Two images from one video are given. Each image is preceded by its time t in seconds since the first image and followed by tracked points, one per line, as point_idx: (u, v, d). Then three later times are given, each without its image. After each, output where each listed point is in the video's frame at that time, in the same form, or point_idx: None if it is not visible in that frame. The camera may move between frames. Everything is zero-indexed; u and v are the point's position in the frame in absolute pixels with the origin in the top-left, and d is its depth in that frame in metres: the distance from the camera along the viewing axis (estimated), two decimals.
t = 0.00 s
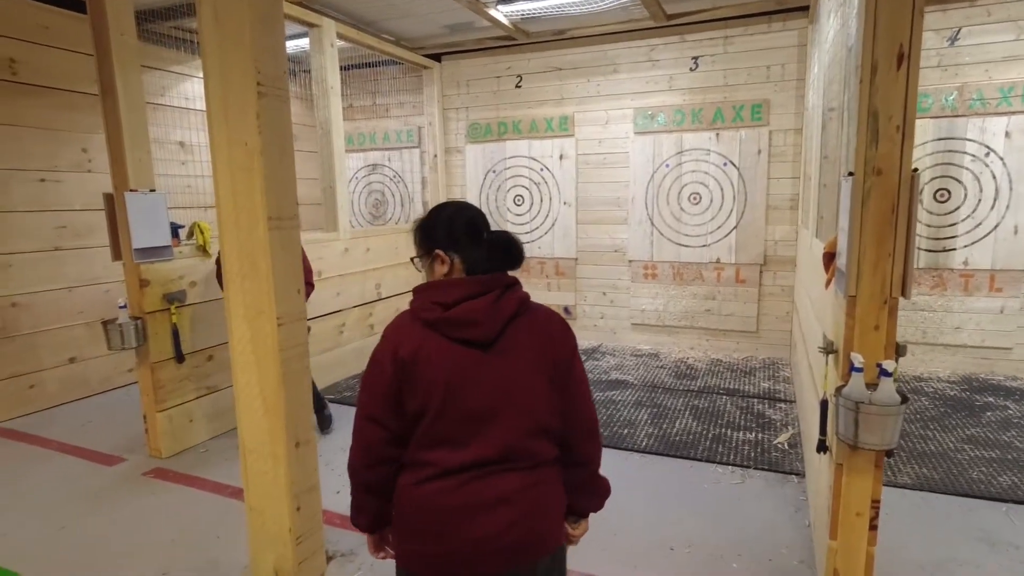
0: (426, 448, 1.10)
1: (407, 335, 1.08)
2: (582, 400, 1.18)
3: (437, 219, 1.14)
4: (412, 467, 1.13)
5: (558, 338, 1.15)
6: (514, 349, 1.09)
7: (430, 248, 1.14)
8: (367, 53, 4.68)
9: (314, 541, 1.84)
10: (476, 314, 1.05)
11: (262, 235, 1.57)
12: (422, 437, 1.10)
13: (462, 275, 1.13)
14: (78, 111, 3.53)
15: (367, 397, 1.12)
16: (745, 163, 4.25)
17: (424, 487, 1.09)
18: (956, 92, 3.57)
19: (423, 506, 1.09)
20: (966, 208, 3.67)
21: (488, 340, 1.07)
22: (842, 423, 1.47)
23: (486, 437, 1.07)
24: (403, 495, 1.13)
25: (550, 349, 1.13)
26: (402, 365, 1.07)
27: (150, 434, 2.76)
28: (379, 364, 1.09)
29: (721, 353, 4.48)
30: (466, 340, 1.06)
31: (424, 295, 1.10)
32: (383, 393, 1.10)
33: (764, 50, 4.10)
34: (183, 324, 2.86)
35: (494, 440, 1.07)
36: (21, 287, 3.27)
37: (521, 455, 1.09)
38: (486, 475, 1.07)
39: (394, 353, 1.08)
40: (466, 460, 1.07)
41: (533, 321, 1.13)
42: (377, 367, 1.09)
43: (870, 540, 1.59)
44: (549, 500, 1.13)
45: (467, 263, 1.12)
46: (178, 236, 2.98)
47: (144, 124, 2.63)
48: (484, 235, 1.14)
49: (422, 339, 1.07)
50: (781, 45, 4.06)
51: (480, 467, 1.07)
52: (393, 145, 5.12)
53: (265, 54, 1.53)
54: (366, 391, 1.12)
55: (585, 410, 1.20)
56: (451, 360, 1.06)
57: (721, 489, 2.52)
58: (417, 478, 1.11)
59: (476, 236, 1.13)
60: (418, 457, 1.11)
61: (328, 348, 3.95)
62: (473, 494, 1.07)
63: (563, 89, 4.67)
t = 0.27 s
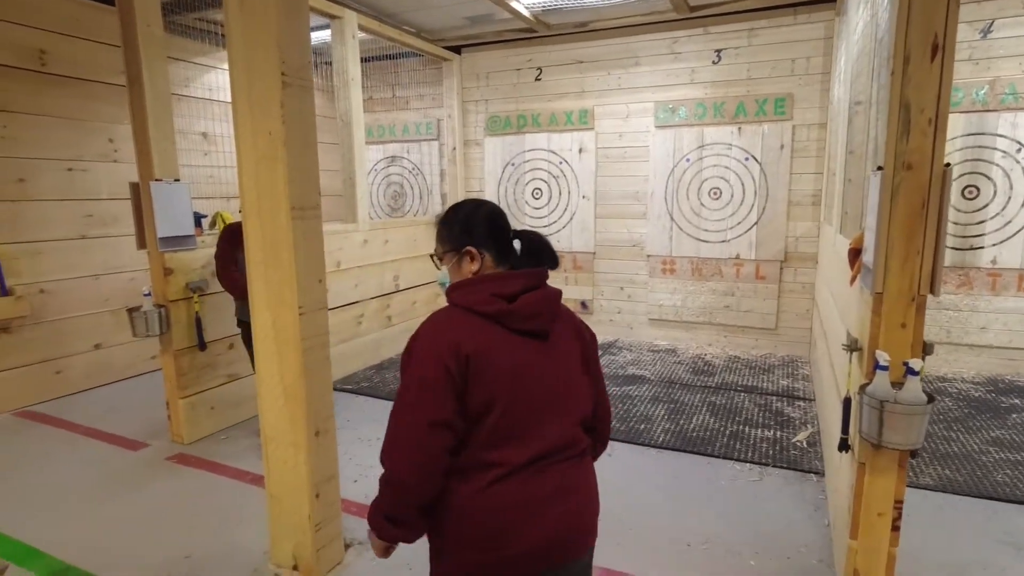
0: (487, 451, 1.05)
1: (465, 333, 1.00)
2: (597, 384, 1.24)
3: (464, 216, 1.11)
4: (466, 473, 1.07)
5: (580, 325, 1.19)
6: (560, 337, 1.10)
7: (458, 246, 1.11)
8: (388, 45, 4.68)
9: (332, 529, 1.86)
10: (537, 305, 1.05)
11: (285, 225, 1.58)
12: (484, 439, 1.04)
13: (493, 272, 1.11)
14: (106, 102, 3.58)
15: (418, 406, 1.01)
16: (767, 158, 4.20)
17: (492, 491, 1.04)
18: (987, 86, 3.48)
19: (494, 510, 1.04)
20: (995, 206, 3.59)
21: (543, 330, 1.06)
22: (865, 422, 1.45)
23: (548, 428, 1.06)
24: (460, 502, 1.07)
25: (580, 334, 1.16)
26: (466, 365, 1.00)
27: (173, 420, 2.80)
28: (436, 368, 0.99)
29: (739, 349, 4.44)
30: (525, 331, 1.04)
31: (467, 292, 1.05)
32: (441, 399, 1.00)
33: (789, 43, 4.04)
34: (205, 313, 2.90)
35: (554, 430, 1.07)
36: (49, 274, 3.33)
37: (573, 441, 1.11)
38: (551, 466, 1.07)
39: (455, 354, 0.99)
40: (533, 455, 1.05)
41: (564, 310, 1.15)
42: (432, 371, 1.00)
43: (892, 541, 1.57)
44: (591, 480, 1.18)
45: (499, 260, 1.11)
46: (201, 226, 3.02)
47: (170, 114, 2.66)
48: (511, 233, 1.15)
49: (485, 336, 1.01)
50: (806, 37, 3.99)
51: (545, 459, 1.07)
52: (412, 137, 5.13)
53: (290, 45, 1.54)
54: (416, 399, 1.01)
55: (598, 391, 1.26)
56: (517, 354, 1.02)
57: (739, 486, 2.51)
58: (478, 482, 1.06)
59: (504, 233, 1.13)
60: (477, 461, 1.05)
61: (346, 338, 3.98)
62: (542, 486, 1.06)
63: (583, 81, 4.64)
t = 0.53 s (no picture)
0: (501, 453, 0.99)
1: (482, 332, 0.95)
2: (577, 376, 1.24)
3: (449, 207, 1.07)
4: (475, 479, 1.00)
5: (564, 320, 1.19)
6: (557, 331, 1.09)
7: (447, 239, 1.08)
8: (400, 37, 4.67)
9: (341, 518, 1.87)
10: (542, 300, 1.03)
11: (297, 216, 1.59)
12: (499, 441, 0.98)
13: (484, 265, 1.09)
14: (121, 92, 3.60)
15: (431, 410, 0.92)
16: (781, 153, 4.16)
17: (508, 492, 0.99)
18: (1008, 81, 3.42)
19: (510, 512, 0.99)
20: (1014, 203, 3.53)
21: (546, 326, 1.04)
22: (878, 420, 1.44)
23: (557, 424, 1.04)
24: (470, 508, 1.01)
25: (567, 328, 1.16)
26: (485, 365, 0.94)
27: (185, 409, 2.83)
28: (451, 369, 0.92)
29: (750, 346, 4.41)
30: (535, 328, 1.02)
31: (468, 289, 1.01)
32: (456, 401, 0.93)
33: (805, 36, 3.99)
34: (217, 303, 2.92)
35: (561, 426, 1.05)
36: (65, 263, 3.37)
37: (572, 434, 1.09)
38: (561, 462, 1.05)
39: (474, 353, 0.94)
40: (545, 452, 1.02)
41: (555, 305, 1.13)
42: (447, 372, 0.93)
43: (903, 541, 1.56)
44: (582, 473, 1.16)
45: (489, 252, 1.08)
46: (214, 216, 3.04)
47: (184, 105, 2.68)
48: (500, 221, 1.11)
49: (500, 334, 0.96)
50: (823, 30, 3.94)
51: (552, 454, 1.04)
52: (423, 129, 5.13)
53: (303, 36, 1.54)
54: (429, 403, 0.92)
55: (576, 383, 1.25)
56: (528, 349, 0.99)
57: (748, 482, 2.50)
58: (489, 485, 1.00)
59: (493, 222, 1.09)
60: (490, 464, 0.99)
61: (357, 330, 4.00)
62: (554, 482, 1.03)
63: (596, 74, 4.61)
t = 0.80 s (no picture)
0: (433, 463, 0.98)
1: (410, 345, 0.92)
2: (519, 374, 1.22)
3: (384, 209, 1.03)
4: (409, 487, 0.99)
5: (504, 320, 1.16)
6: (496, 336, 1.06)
7: (379, 244, 1.03)
8: (406, 34, 4.67)
9: (346, 514, 1.88)
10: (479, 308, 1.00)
11: (303, 213, 1.59)
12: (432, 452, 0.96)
13: (416, 272, 1.04)
14: (128, 89, 3.61)
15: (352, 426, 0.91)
16: (788, 151, 4.14)
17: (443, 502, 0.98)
18: (1018, 79, 3.40)
19: (445, 523, 0.98)
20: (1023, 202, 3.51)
21: (484, 333, 1.01)
22: (883, 419, 1.44)
23: (494, 431, 1.02)
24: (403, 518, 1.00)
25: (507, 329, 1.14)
26: (412, 379, 0.91)
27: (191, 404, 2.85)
28: (380, 380, 0.90)
29: (755, 344, 4.40)
30: (470, 336, 0.99)
31: (398, 299, 0.97)
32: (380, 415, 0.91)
33: (813, 33, 3.97)
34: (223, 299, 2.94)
35: (498, 431, 1.04)
36: (73, 259, 3.39)
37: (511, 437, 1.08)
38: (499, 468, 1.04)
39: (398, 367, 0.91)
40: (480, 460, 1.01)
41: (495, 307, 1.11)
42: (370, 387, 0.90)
43: (908, 541, 1.56)
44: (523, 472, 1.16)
45: (422, 258, 1.03)
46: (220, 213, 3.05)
47: (191, 102, 2.69)
48: (436, 225, 1.06)
49: (430, 346, 0.93)
50: (831, 27, 3.92)
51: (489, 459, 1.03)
52: (429, 127, 5.13)
53: (310, 33, 1.55)
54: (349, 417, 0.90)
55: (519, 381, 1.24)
56: (464, 360, 0.97)
57: (752, 481, 2.50)
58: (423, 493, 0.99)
59: (427, 226, 1.04)
60: (423, 475, 0.98)
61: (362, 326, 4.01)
62: (491, 488, 1.02)
63: (601, 72, 4.60)
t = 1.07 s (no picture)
0: (365, 457, 1.00)
1: (335, 342, 0.94)
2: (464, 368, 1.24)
3: (317, 203, 1.04)
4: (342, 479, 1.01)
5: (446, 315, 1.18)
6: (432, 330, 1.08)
7: (311, 237, 1.04)
8: (411, 33, 4.67)
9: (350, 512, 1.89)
10: (411, 304, 1.01)
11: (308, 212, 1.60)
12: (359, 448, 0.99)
13: (349, 264, 1.04)
14: (135, 89, 3.63)
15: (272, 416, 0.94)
16: (794, 151, 4.13)
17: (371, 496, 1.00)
18: None
19: (381, 516, 1.01)
20: None
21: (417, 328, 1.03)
22: (889, 420, 1.43)
23: (428, 426, 1.04)
24: (332, 510, 1.02)
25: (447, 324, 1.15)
26: (339, 374, 0.94)
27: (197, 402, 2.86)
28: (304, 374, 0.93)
29: (759, 344, 4.39)
30: (400, 333, 1.00)
31: (326, 294, 0.99)
32: (301, 407, 0.95)
33: (819, 32, 3.95)
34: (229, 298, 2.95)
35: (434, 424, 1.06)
36: (80, 258, 3.41)
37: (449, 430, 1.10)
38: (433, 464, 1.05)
39: (321, 363, 0.94)
40: (414, 453, 1.03)
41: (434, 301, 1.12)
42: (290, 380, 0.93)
43: (913, 542, 1.55)
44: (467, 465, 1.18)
45: (353, 251, 1.03)
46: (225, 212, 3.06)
47: (197, 101, 2.70)
48: (371, 219, 1.06)
49: (355, 343, 0.95)
50: (837, 27, 3.91)
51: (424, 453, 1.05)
52: (434, 126, 5.13)
53: (316, 32, 1.55)
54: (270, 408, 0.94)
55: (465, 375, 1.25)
56: (394, 355, 0.99)
57: (757, 482, 2.49)
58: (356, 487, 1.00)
59: (360, 221, 1.05)
60: (353, 469, 1.00)
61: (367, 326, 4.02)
62: (426, 481, 1.04)
63: (607, 71, 4.60)
